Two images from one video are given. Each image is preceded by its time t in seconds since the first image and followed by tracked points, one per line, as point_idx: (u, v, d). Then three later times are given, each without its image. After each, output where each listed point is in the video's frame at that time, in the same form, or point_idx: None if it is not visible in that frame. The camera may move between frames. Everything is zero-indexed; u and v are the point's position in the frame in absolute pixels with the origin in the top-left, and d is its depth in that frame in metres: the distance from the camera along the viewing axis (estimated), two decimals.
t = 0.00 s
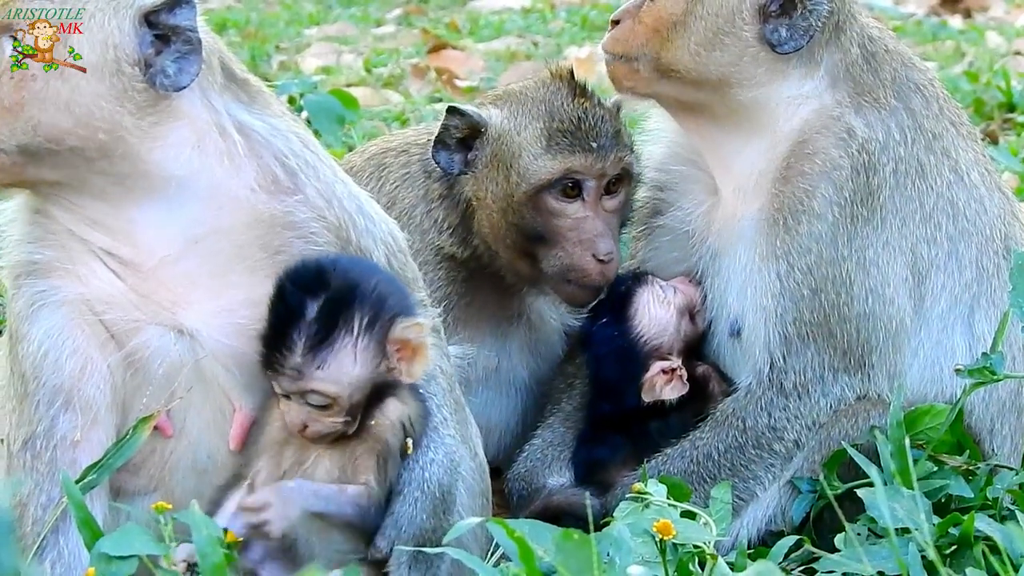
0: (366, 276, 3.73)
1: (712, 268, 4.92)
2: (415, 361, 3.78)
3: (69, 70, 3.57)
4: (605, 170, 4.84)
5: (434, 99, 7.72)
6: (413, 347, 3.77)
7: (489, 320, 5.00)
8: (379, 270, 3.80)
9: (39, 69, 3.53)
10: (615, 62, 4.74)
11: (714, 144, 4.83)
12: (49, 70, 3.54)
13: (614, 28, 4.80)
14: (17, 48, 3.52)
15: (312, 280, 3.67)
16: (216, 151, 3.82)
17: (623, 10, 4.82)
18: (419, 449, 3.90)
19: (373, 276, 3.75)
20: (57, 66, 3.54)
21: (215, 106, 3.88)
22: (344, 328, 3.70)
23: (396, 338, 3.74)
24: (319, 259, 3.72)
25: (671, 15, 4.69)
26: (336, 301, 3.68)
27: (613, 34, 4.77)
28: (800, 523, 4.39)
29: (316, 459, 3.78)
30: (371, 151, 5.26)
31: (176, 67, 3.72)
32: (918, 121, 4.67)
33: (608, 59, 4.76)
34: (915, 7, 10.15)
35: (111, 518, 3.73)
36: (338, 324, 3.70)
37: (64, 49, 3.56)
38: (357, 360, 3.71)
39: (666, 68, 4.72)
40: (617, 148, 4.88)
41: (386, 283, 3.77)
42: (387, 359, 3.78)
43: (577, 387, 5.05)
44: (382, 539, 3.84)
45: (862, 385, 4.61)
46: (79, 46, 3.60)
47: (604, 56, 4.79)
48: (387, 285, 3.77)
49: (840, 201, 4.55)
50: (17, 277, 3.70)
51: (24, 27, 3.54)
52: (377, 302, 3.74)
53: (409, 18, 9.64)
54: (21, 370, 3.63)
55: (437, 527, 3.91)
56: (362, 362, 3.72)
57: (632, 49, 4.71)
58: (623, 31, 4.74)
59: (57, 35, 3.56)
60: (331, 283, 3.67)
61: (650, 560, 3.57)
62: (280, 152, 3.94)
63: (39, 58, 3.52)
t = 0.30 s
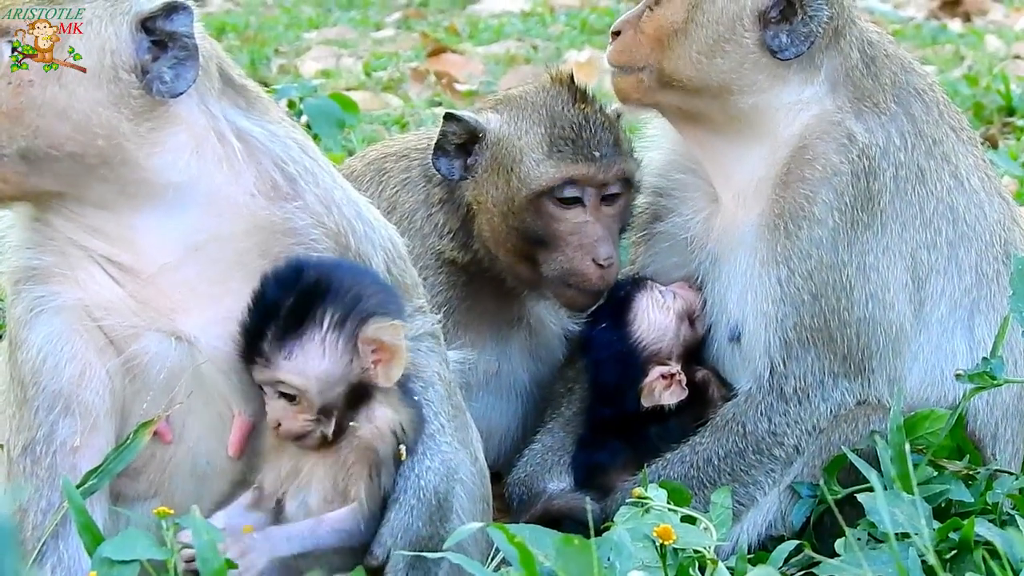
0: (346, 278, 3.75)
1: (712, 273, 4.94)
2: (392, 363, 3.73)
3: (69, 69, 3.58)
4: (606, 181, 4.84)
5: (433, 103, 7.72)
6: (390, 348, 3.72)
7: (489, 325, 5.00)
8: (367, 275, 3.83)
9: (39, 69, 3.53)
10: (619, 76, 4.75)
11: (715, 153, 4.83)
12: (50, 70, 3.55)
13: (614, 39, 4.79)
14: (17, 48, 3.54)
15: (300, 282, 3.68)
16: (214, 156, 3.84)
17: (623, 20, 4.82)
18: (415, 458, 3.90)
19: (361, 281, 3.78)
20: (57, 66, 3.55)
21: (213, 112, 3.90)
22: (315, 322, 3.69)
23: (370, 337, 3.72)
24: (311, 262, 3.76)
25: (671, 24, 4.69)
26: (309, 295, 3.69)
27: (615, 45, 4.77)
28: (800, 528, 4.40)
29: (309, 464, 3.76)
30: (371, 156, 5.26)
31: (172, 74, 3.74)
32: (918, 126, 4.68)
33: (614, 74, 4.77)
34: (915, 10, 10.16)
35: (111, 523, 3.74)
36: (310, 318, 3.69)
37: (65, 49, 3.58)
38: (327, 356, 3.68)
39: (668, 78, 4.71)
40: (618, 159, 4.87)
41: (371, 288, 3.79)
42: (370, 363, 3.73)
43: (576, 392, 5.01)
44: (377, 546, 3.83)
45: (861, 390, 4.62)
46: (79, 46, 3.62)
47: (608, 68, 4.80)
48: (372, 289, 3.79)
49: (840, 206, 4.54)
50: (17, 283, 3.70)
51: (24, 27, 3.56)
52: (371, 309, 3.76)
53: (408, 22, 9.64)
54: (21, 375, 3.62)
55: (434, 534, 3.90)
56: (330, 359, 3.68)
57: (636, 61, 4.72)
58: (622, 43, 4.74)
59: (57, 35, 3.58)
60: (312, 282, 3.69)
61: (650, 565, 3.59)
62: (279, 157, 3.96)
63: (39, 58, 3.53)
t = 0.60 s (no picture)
0: (337, 280, 3.76)
1: (710, 279, 4.92)
2: (374, 372, 3.72)
3: (69, 69, 3.61)
4: (602, 192, 4.83)
5: (432, 110, 7.72)
6: (373, 356, 3.72)
7: (486, 332, 5.00)
8: (367, 282, 3.84)
9: (39, 69, 3.56)
10: (609, 75, 4.74)
11: (713, 157, 4.83)
12: (49, 70, 3.57)
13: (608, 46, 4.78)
14: (17, 48, 3.58)
15: (296, 285, 3.74)
16: (212, 164, 3.84)
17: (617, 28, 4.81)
18: (412, 465, 3.92)
19: (352, 285, 3.78)
20: (57, 65, 3.58)
21: (209, 119, 3.90)
22: (301, 321, 3.72)
23: (354, 341, 3.72)
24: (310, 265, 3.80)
25: (667, 31, 4.68)
26: (300, 294, 3.73)
27: (608, 51, 4.76)
28: (799, 535, 4.42)
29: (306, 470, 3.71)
30: (370, 162, 5.26)
31: (169, 80, 3.74)
32: (915, 133, 4.68)
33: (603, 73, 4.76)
34: (914, 17, 10.17)
35: (109, 531, 3.73)
36: (297, 316, 3.72)
37: (65, 49, 3.61)
38: (310, 355, 3.71)
39: (661, 82, 4.70)
40: (616, 172, 4.86)
41: (365, 294, 3.80)
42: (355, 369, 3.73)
43: (574, 400, 5.03)
44: (377, 553, 3.88)
45: (859, 398, 4.61)
46: (80, 46, 3.64)
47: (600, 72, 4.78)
48: (366, 295, 3.80)
49: (837, 213, 4.54)
50: (12, 291, 3.68)
51: (24, 27, 3.60)
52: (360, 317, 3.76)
53: (407, 29, 9.64)
54: (18, 383, 3.62)
55: (431, 541, 3.94)
56: (313, 358, 3.71)
57: (628, 67, 4.70)
58: (616, 49, 4.74)
59: (57, 36, 3.61)
60: (303, 283, 3.74)
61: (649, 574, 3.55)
62: (276, 164, 3.96)
63: (39, 58, 3.56)
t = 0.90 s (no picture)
0: (333, 286, 3.78)
1: (709, 288, 4.94)
2: (361, 377, 3.70)
3: (69, 69, 3.61)
4: (601, 205, 4.83)
5: (430, 117, 7.73)
6: (361, 361, 3.70)
7: (484, 339, 5.01)
8: (366, 293, 3.85)
9: (39, 69, 3.56)
10: (613, 89, 4.74)
11: (713, 165, 4.84)
12: (49, 70, 3.57)
13: (609, 56, 4.79)
14: (17, 48, 3.57)
15: (293, 288, 3.75)
16: (216, 172, 3.85)
17: (618, 36, 4.81)
18: (409, 476, 3.95)
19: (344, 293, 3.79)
20: (57, 65, 3.58)
21: (213, 127, 3.92)
22: (293, 321, 3.72)
23: (343, 346, 3.70)
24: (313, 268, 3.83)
25: (668, 40, 4.68)
26: (295, 294, 3.74)
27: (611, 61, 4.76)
28: (796, 542, 4.43)
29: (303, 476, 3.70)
30: (370, 169, 5.26)
31: (177, 89, 3.76)
32: (915, 139, 4.69)
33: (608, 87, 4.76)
34: (912, 24, 10.19)
35: (107, 537, 3.72)
36: (290, 316, 3.73)
37: (64, 49, 3.61)
38: (299, 356, 3.70)
39: (665, 93, 4.70)
40: (616, 184, 4.85)
41: (359, 303, 3.80)
42: (343, 374, 3.71)
43: (572, 407, 5.02)
44: (370, 563, 3.90)
45: (858, 404, 4.61)
46: (79, 46, 3.65)
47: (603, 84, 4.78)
48: (360, 304, 3.80)
49: (837, 220, 4.54)
50: (13, 297, 3.69)
51: (24, 27, 3.61)
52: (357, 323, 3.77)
53: (406, 35, 9.65)
54: (18, 388, 3.61)
55: (425, 551, 3.96)
56: (301, 360, 3.70)
57: (632, 77, 4.71)
58: (619, 58, 4.74)
59: (57, 35, 3.61)
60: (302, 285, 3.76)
61: None
62: (280, 173, 3.97)
63: (39, 58, 3.56)
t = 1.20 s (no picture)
0: (337, 283, 3.79)
1: (709, 293, 4.94)
2: (351, 373, 3.69)
3: (69, 69, 3.61)
4: (602, 210, 4.82)
5: (430, 120, 7.73)
6: (351, 357, 3.69)
7: (484, 343, 5.01)
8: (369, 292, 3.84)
9: (39, 68, 3.57)
10: (620, 95, 4.74)
11: (714, 170, 4.85)
12: (49, 70, 3.58)
13: (614, 61, 4.77)
14: (17, 48, 3.57)
15: (299, 280, 3.77)
16: (218, 177, 3.85)
17: (621, 41, 4.80)
18: (419, 484, 3.96)
19: (347, 288, 3.80)
20: (57, 65, 3.58)
21: (215, 133, 3.91)
22: (292, 314, 3.74)
23: (336, 341, 3.69)
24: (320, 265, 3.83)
25: (673, 44, 4.67)
26: (298, 289, 3.76)
27: (617, 65, 4.76)
28: (795, 545, 4.44)
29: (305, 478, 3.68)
30: (370, 173, 5.26)
31: (179, 95, 3.75)
32: (916, 143, 4.69)
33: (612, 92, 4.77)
34: (913, 28, 10.19)
35: (107, 540, 3.73)
36: (290, 309, 3.75)
37: (64, 49, 3.62)
38: (294, 348, 3.71)
39: (672, 99, 4.70)
40: (616, 190, 4.86)
41: (359, 299, 3.80)
42: (334, 370, 3.70)
43: (572, 410, 5.04)
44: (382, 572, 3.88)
45: (858, 408, 4.62)
46: (79, 46, 3.65)
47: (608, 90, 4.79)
48: (359, 301, 3.80)
49: (837, 224, 4.55)
50: (15, 300, 3.70)
51: (24, 27, 3.60)
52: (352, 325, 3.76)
53: (406, 38, 9.65)
54: (19, 392, 3.62)
55: (435, 558, 3.96)
56: (297, 353, 3.71)
57: (639, 82, 4.72)
58: (623, 62, 4.74)
59: (57, 35, 3.61)
60: (307, 279, 3.77)
61: None
62: (282, 178, 3.97)
63: (39, 58, 3.57)
